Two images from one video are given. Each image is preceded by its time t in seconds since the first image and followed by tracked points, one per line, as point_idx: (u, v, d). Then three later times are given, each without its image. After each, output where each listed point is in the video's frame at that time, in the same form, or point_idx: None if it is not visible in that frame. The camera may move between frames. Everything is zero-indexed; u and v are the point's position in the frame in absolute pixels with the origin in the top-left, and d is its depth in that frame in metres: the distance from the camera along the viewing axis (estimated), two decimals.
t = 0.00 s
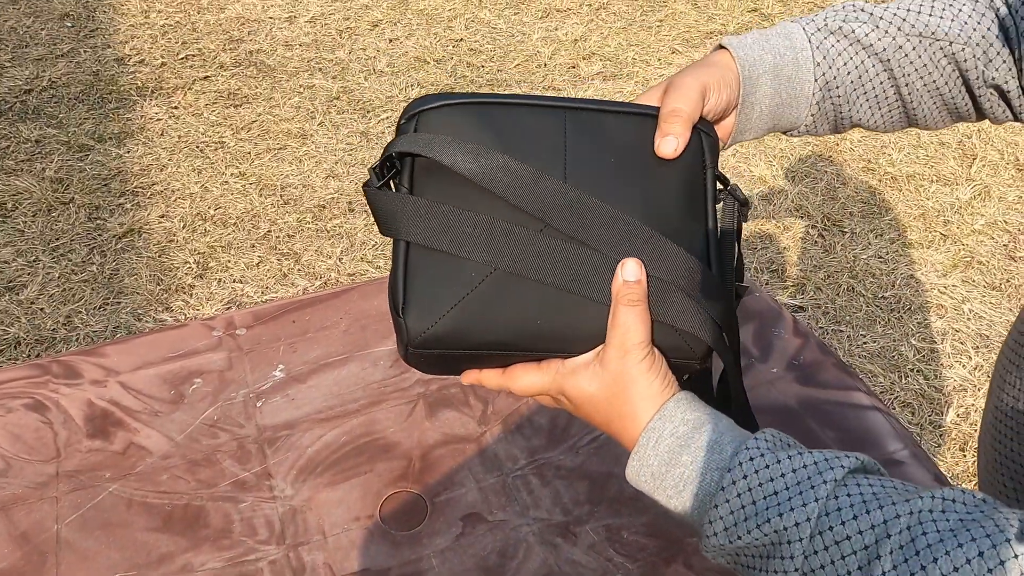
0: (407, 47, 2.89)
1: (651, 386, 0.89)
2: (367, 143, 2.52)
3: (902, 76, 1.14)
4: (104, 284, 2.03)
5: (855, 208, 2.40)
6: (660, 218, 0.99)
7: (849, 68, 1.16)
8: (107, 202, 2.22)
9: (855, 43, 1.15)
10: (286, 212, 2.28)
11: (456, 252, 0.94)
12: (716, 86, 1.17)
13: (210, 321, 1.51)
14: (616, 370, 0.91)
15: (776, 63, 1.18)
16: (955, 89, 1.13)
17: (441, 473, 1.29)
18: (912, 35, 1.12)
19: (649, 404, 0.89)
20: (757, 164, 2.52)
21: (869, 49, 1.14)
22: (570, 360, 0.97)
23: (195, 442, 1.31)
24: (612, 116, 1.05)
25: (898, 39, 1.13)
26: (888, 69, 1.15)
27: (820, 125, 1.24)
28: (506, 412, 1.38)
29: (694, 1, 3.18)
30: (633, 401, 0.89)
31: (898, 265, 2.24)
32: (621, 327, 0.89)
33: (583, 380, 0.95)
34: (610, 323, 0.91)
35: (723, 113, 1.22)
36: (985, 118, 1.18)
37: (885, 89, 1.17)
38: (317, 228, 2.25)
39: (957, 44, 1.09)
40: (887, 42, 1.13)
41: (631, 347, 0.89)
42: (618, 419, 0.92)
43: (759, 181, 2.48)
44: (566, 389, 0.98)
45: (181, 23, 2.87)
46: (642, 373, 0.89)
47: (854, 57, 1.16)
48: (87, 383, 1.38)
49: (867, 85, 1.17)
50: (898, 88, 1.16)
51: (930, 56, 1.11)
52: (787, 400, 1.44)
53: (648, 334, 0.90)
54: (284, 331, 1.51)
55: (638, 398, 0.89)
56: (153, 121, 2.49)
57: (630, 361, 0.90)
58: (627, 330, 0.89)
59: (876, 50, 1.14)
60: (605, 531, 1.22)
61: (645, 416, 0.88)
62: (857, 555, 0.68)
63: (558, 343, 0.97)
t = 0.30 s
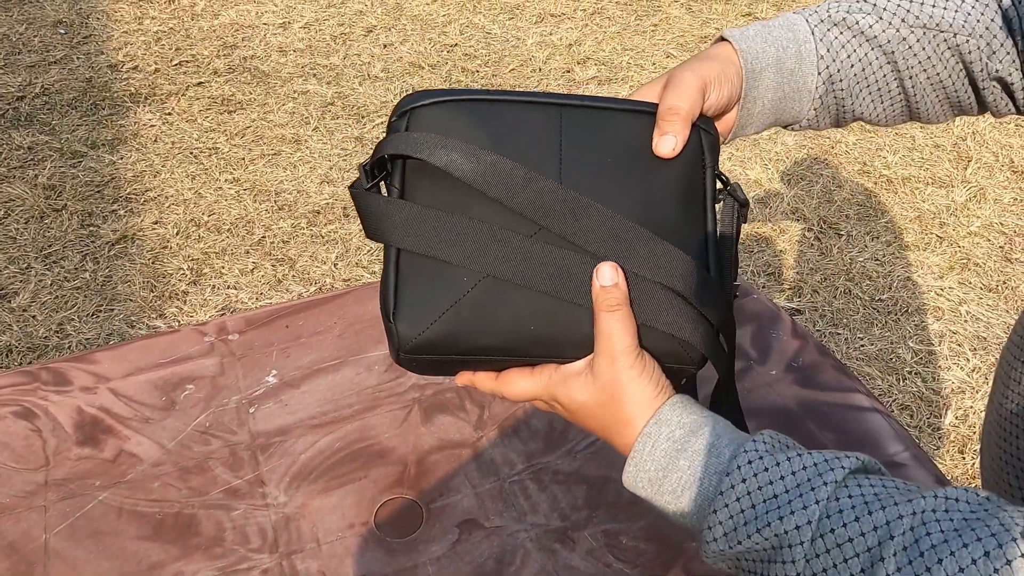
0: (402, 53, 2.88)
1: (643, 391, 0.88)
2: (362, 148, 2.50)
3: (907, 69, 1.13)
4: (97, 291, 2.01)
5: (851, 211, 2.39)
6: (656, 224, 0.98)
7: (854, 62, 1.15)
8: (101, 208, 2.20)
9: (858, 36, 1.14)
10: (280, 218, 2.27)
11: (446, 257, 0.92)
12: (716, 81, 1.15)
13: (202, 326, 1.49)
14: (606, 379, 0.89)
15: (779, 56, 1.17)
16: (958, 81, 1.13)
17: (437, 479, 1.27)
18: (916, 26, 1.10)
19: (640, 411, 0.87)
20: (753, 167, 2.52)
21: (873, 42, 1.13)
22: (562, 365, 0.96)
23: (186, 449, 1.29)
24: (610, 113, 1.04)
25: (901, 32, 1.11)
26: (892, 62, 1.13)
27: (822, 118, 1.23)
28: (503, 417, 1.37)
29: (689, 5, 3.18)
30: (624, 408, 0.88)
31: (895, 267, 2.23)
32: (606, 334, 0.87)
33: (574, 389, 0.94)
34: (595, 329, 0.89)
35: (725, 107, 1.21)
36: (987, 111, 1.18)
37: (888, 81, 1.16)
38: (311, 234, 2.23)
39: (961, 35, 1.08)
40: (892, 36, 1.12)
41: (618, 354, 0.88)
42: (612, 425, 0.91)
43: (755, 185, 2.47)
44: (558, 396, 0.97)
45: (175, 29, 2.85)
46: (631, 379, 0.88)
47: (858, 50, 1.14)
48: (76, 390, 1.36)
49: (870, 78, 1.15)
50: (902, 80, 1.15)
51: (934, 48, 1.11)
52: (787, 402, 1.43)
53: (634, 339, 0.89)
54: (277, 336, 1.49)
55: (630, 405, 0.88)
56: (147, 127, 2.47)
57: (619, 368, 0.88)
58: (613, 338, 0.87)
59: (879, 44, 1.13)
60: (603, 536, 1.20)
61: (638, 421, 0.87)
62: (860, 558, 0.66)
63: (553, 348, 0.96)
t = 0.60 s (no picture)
0: (397, 58, 2.86)
1: (633, 366, 0.87)
2: (357, 153, 2.49)
3: (912, 94, 1.13)
4: (90, 298, 1.99)
5: (848, 215, 2.38)
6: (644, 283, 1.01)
7: (859, 90, 1.14)
8: (94, 216, 2.18)
9: (862, 63, 1.13)
10: (275, 224, 2.25)
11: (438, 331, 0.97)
12: (707, 129, 1.12)
13: (194, 335, 1.47)
14: (594, 356, 0.88)
15: (784, 92, 1.15)
16: (962, 101, 1.13)
17: (432, 489, 1.25)
18: (921, 50, 1.10)
19: (633, 389, 0.85)
20: (750, 172, 2.51)
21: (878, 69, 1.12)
22: (545, 364, 0.92)
23: (177, 460, 1.26)
24: (601, 162, 1.04)
25: (905, 57, 1.11)
26: (898, 87, 1.13)
27: (824, 146, 1.22)
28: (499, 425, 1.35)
29: (684, 9, 3.17)
30: (615, 385, 0.86)
31: (892, 271, 2.22)
32: (596, 307, 0.89)
33: (555, 381, 0.90)
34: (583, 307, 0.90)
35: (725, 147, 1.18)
36: (989, 123, 1.18)
37: (893, 107, 1.15)
38: (306, 240, 2.21)
39: (966, 55, 1.09)
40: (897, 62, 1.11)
41: (610, 325, 0.88)
42: (599, 413, 0.87)
43: (751, 189, 2.46)
44: (535, 398, 0.92)
45: (169, 35, 2.84)
46: (621, 352, 0.87)
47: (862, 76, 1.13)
48: (65, 400, 1.33)
49: (875, 105, 1.14)
50: (906, 106, 1.14)
51: (939, 71, 1.10)
52: (786, 409, 1.41)
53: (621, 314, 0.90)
54: (269, 344, 1.47)
55: (621, 381, 0.86)
56: (141, 134, 2.45)
57: (609, 342, 0.88)
58: (603, 308, 0.89)
59: (884, 72, 1.12)
60: (601, 546, 1.18)
61: (629, 408, 0.85)
62: (879, 556, 0.66)
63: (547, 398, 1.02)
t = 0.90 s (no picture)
0: (393, 63, 2.84)
1: (532, 409, 0.79)
2: (353, 158, 2.46)
3: (897, 90, 1.11)
4: (84, 305, 1.96)
5: (847, 219, 2.36)
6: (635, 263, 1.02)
7: (842, 86, 1.13)
8: (88, 222, 2.16)
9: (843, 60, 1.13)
10: (270, 229, 2.22)
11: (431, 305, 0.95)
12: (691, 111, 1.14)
13: (185, 344, 1.44)
14: (491, 409, 0.81)
15: (762, 86, 1.16)
16: (955, 99, 1.10)
17: (427, 501, 1.22)
18: (904, 46, 1.09)
19: (538, 429, 0.77)
20: (748, 175, 2.49)
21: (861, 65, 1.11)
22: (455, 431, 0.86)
23: (167, 473, 1.24)
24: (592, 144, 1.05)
25: (889, 52, 1.10)
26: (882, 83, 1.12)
27: (812, 141, 1.22)
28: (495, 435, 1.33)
29: (681, 13, 3.16)
30: (519, 433, 0.78)
31: (892, 275, 2.20)
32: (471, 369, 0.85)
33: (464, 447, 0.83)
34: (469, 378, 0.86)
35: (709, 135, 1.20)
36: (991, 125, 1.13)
37: (880, 103, 1.14)
38: (301, 246, 2.19)
39: (953, 52, 1.06)
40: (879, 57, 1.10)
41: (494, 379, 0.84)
42: (513, 465, 0.78)
43: (749, 194, 2.44)
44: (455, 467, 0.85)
45: (164, 40, 2.81)
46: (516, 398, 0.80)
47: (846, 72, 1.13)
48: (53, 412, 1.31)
49: (860, 101, 1.14)
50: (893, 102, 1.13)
51: (925, 67, 1.08)
52: (787, 418, 1.39)
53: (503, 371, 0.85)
54: (262, 353, 1.44)
55: (523, 426, 0.78)
56: (135, 139, 2.42)
57: (500, 395, 0.82)
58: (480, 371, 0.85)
59: (867, 67, 1.11)
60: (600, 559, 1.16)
61: (541, 451, 0.76)
62: None
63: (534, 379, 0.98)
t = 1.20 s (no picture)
0: (391, 67, 2.83)
1: (441, 446, 0.83)
2: (350, 164, 2.45)
3: (910, 109, 1.10)
4: (79, 312, 1.94)
5: (846, 223, 2.35)
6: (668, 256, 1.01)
7: (853, 104, 1.13)
8: (84, 228, 2.14)
9: (854, 78, 1.13)
10: (268, 235, 2.21)
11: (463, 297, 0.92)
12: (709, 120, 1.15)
13: (181, 353, 1.43)
14: (403, 451, 0.85)
15: (774, 101, 1.15)
16: (972, 122, 1.09)
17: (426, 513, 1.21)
18: (916, 66, 1.09)
19: (447, 465, 0.81)
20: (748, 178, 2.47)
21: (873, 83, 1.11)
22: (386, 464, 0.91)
23: (163, 485, 1.22)
24: (609, 153, 1.08)
25: (902, 72, 1.10)
26: (896, 104, 1.11)
27: (825, 159, 1.21)
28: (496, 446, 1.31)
29: (679, 17, 3.15)
30: (431, 472, 0.82)
31: (892, 279, 2.19)
32: (376, 412, 0.88)
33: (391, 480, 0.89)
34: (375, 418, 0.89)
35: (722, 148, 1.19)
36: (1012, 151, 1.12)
37: (894, 123, 1.13)
38: (299, 252, 2.17)
39: (968, 73, 1.05)
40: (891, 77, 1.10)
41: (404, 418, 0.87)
42: (434, 498, 0.84)
43: (748, 197, 2.41)
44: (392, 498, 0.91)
45: (161, 45, 2.80)
46: (422, 439, 0.84)
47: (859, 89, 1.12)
48: (47, 423, 1.29)
49: (872, 119, 1.13)
50: (907, 122, 1.12)
51: (939, 87, 1.08)
52: (791, 427, 1.37)
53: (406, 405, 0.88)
54: (259, 363, 1.43)
55: (433, 466, 0.82)
56: (131, 144, 2.41)
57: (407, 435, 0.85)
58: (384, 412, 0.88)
59: (879, 86, 1.11)
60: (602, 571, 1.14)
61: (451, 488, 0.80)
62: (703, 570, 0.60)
63: (567, 396, 0.94)
